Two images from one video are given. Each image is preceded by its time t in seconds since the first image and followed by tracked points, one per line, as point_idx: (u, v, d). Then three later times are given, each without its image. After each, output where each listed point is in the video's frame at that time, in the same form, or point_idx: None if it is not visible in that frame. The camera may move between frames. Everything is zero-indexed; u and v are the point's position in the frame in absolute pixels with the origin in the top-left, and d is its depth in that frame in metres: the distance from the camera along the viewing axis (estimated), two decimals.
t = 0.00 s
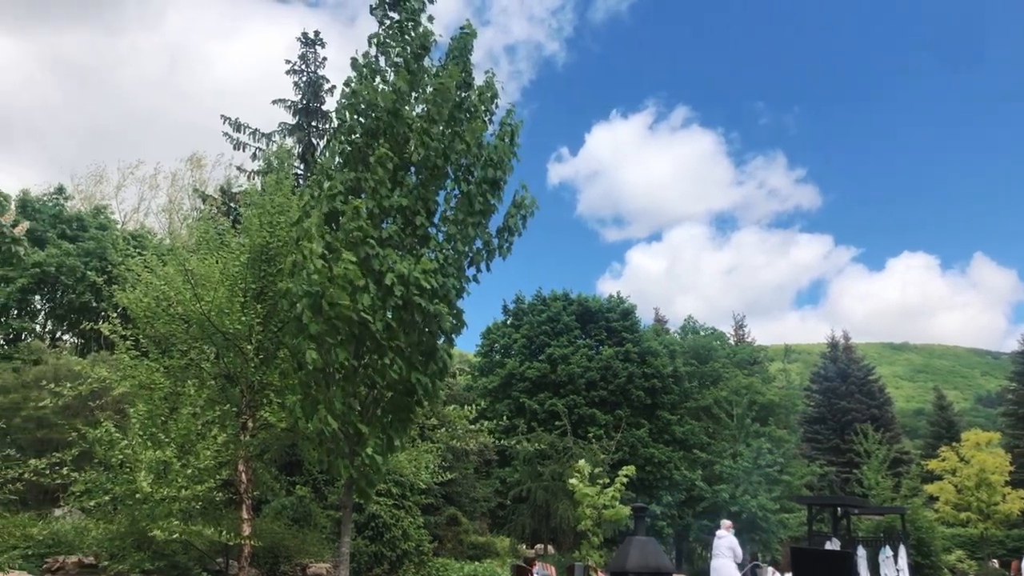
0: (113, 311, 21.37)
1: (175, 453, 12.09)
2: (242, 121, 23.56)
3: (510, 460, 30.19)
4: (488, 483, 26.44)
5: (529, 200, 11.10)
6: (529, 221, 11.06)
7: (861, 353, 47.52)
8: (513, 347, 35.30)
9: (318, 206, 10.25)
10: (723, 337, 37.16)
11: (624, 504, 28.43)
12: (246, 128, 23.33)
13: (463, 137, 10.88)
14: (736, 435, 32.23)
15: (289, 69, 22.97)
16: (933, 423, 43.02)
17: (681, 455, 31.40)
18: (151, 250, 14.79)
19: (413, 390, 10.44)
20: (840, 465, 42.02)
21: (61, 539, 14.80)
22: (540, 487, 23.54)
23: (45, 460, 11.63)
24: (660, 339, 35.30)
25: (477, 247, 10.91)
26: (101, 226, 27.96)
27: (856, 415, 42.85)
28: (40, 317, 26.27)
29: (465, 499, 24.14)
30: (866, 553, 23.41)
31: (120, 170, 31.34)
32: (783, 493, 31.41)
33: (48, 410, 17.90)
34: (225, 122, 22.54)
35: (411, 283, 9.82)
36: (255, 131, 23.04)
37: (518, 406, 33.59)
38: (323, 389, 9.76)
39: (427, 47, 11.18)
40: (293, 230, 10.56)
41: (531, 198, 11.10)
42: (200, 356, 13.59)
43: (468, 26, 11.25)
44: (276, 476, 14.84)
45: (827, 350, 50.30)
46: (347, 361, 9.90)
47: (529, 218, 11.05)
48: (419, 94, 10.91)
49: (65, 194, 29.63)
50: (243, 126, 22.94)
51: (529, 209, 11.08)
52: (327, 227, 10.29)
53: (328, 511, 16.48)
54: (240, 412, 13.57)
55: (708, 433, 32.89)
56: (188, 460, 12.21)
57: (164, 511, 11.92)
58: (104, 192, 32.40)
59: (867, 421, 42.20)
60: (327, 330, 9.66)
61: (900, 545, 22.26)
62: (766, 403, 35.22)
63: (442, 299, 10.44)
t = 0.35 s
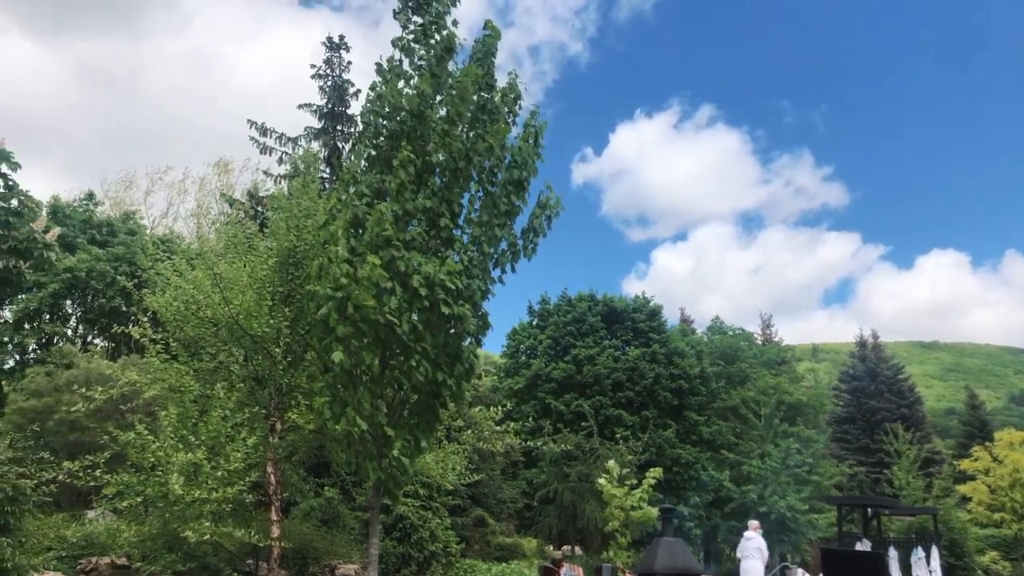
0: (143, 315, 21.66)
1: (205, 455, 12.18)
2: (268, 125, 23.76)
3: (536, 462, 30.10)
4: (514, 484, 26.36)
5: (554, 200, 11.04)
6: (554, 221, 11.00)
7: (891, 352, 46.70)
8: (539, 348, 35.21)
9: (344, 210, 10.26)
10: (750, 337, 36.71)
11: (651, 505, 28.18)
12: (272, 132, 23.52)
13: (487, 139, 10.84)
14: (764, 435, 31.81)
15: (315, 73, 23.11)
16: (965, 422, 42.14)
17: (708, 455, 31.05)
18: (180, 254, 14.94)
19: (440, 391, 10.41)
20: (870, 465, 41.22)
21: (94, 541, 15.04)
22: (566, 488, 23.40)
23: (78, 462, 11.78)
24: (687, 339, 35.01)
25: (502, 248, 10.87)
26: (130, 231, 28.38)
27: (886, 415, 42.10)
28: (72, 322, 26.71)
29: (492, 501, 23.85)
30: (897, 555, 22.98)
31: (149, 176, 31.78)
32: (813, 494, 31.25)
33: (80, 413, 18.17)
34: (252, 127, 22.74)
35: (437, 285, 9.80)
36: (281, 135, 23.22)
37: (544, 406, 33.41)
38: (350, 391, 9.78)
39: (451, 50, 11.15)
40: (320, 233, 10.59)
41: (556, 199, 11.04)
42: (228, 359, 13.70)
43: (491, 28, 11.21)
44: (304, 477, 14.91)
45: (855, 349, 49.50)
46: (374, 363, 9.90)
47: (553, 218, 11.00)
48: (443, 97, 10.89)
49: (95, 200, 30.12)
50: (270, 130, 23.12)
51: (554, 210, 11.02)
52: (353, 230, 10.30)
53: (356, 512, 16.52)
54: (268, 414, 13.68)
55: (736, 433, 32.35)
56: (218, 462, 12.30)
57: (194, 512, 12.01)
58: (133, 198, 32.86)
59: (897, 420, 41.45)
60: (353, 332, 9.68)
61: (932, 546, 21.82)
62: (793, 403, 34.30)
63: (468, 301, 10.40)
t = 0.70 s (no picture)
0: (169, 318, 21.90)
1: (232, 457, 12.25)
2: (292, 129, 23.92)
3: (560, 463, 30.01)
4: (538, 486, 26.29)
5: (576, 200, 10.95)
6: (576, 221, 10.91)
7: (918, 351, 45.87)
8: (562, 349, 35.08)
9: (367, 212, 10.24)
10: (775, 337, 36.26)
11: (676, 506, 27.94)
12: (296, 136, 23.67)
13: (508, 140, 10.78)
14: (789, 436, 31.56)
15: (337, 77, 23.21)
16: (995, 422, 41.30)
17: (734, 456, 30.66)
18: (205, 258, 15.06)
19: (463, 393, 10.36)
20: (897, 466, 40.49)
21: (123, 542, 15.21)
22: (590, 489, 23.25)
23: (108, 464, 11.91)
24: (712, 339, 34.69)
25: (525, 249, 10.79)
26: (156, 236, 28.75)
27: (914, 415, 41.38)
28: (100, 325, 27.11)
29: (516, 502, 23.74)
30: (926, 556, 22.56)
31: (175, 181, 32.16)
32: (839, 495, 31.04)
33: (108, 416, 18.39)
34: (276, 131, 22.91)
35: (460, 286, 9.74)
36: (304, 139, 23.36)
37: (567, 408, 33.30)
38: (374, 393, 9.76)
39: (472, 51, 11.10)
40: (343, 236, 10.58)
41: (578, 198, 10.95)
42: (254, 361, 13.77)
43: (513, 30, 11.15)
44: (329, 479, 14.95)
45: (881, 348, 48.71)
46: (398, 365, 9.87)
47: (576, 218, 10.90)
48: (465, 99, 10.83)
49: (122, 204, 30.55)
50: (293, 134, 23.27)
51: (576, 210, 10.92)
52: (375, 233, 10.29)
53: (381, 514, 16.53)
54: (294, 416, 13.72)
55: (761, 433, 32.01)
56: (244, 464, 12.36)
57: (221, 514, 12.08)
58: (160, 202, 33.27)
59: (925, 420, 40.72)
60: (377, 335, 9.66)
61: (963, 548, 21.38)
62: (820, 403, 33.85)
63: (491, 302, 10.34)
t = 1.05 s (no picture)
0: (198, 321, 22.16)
1: (261, 458, 12.31)
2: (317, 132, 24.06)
3: (587, 464, 29.87)
4: (565, 487, 26.16)
5: (600, 200, 10.85)
6: (601, 221, 10.81)
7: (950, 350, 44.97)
8: (588, 350, 34.90)
9: (392, 214, 10.24)
10: (803, 336, 35.77)
11: (704, 507, 27.64)
12: (321, 139, 23.82)
13: (533, 140, 10.73)
14: (818, 436, 31.08)
15: (362, 80, 23.31)
16: None
17: (762, 457, 30.25)
18: (234, 261, 15.18)
19: (490, 394, 10.31)
20: (929, 467, 39.81)
21: (154, 543, 15.39)
22: (618, 488, 22.77)
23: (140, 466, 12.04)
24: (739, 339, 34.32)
25: (550, 249, 10.71)
26: (184, 239, 29.12)
27: (946, 415, 40.51)
28: (130, 328, 27.51)
29: (542, 503, 23.60)
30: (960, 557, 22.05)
31: (203, 185, 32.54)
32: (869, 496, 30.69)
33: (139, 418, 18.63)
34: (302, 135, 23.07)
35: (485, 288, 9.71)
36: (330, 142, 23.50)
37: (594, 409, 33.15)
38: (401, 394, 9.75)
39: (496, 53, 11.04)
40: (369, 239, 10.58)
41: (603, 198, 10.85)
42: (282, 363, 13.83)
43: (536, 30, 11.08)
44: (357, 479, 14.95)
45: (912, 347, 47.86)
46: (425, 366, 9.84)
47: (601, 218, 10.80)
48: (489, 100, 10.79)
49: (151, 209, 30.99)
50: (319, 137, 23.42)
51: (601, 209, 10.82)
52: (401, 235, 10.29)
53: (409, 515, 16.54)
54: (322, 418, 13.72)
55: (790, 434, 31.69)
56: (273, 465, 12.42)
57: (250, 515, 12.13)
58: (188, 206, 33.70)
59: (958, 421, 39.92)
60: (403, 337, 9.64)
61: (997, 549, 20.76)
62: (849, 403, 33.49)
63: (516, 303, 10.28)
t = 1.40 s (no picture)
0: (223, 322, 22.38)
1: (285, 458, 12.38)
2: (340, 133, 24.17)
3: (609, 464, 29.74)
4: (588, 487, 26.03)
5: (621, 199, 10.75)
6: (622, 220, 10.71)
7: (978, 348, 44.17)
8: (611, 349, 34.74)
9: (414, 215, 10.23)
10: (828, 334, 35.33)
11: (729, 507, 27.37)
12: (343, 140, 23.93)
13: (554, 139, 10.66)
14: (843, 435, 29.61)
15: (383, 81, 23.37)
16: None
17: (786, 457, 29.92)
18: (258, 262, 15.28)
19: (512, 394, 10.25)
20: (957, 466, 39.16)
21: (181, 542, 15.56)
22: (641, 488, 22.59)
23: (166, 465, 12.16)
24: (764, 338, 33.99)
25: (570, 249, 10.63)
26: (208, 241, 29.44)
27: (974, 413, 39.82)
28: (155, 329, 27.82)
29: (565, 502, 23.49)
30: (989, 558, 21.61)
31: (228, 187, 32.87)
32: (897, 497, 28.90)
33: (165, 418, 18.85)
34: (324, 136, 23.19)
35: (506, 288, 9.67)
36: (352, 143, 23.59)
37: (616, 408, 33.00)
38: (424, 394, 9.73)
39: (517, 52, 10.97)
40: (392, 239, 10.57)
41: (623, 197, 10.75)
42: (306, 363, 13.88)
43: (558, 29, 11.00)
44: (380, 479, 14.94)
45: (939, 345, 47.10)
46: (448, 366, 9.80)
47: (622, 217, 10.70)
48: (511, 100, 10.74)
49: (176, 211, 31.37)
50: (341, 138, 23.52)
51: (622, 208, 10.72)
52: (424, 236, 10.28)
53: (432, 514, 16.53)
54: (346, 417, 13.73)
55: (814, 433, 30.53)
56: (298, 465, 12.48)
57: (275, 515, 12.19)
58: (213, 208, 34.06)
59: (986, 419, 39.21)
60: (426, 337, 9.62)
61: None
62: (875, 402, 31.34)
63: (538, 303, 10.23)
